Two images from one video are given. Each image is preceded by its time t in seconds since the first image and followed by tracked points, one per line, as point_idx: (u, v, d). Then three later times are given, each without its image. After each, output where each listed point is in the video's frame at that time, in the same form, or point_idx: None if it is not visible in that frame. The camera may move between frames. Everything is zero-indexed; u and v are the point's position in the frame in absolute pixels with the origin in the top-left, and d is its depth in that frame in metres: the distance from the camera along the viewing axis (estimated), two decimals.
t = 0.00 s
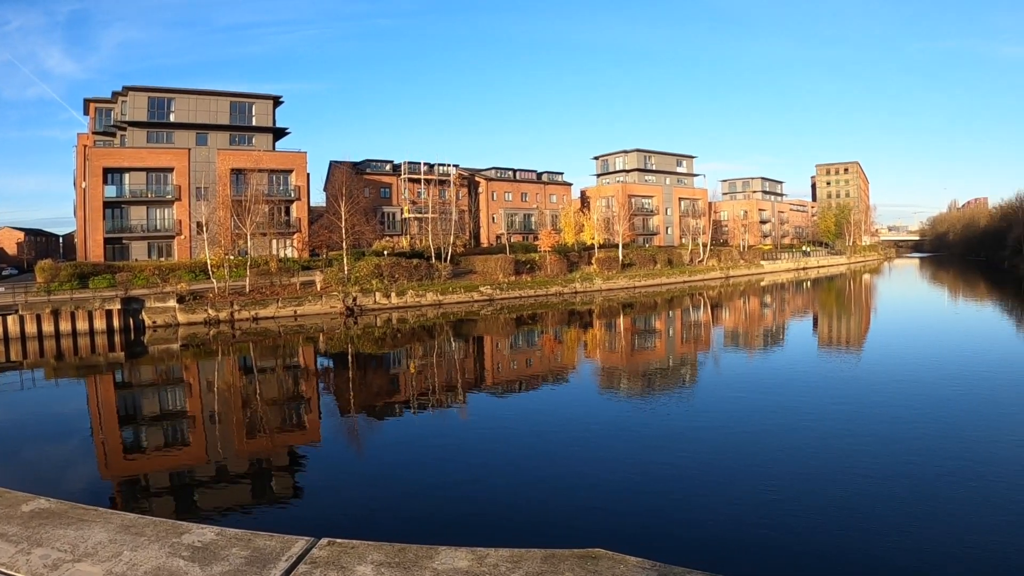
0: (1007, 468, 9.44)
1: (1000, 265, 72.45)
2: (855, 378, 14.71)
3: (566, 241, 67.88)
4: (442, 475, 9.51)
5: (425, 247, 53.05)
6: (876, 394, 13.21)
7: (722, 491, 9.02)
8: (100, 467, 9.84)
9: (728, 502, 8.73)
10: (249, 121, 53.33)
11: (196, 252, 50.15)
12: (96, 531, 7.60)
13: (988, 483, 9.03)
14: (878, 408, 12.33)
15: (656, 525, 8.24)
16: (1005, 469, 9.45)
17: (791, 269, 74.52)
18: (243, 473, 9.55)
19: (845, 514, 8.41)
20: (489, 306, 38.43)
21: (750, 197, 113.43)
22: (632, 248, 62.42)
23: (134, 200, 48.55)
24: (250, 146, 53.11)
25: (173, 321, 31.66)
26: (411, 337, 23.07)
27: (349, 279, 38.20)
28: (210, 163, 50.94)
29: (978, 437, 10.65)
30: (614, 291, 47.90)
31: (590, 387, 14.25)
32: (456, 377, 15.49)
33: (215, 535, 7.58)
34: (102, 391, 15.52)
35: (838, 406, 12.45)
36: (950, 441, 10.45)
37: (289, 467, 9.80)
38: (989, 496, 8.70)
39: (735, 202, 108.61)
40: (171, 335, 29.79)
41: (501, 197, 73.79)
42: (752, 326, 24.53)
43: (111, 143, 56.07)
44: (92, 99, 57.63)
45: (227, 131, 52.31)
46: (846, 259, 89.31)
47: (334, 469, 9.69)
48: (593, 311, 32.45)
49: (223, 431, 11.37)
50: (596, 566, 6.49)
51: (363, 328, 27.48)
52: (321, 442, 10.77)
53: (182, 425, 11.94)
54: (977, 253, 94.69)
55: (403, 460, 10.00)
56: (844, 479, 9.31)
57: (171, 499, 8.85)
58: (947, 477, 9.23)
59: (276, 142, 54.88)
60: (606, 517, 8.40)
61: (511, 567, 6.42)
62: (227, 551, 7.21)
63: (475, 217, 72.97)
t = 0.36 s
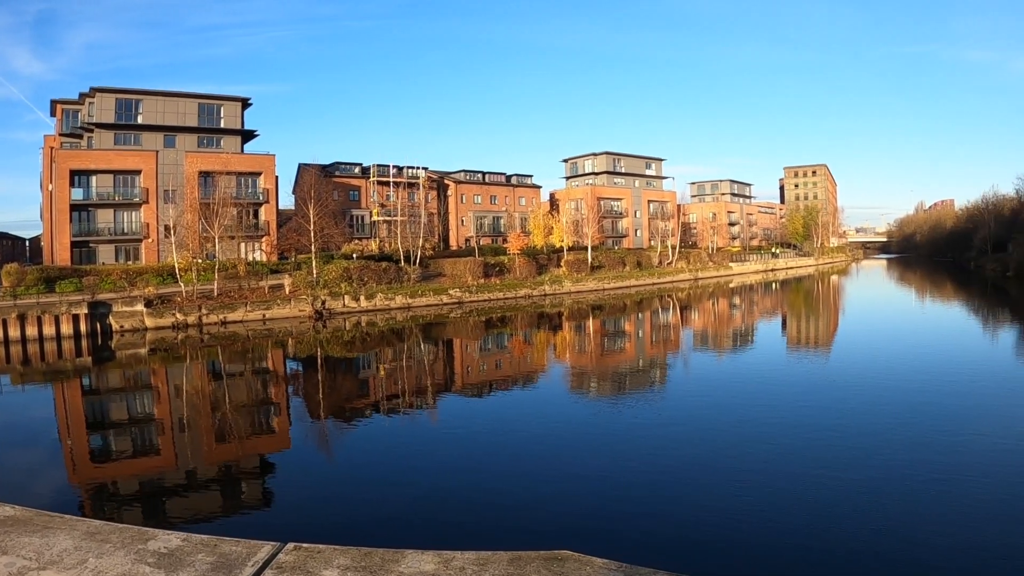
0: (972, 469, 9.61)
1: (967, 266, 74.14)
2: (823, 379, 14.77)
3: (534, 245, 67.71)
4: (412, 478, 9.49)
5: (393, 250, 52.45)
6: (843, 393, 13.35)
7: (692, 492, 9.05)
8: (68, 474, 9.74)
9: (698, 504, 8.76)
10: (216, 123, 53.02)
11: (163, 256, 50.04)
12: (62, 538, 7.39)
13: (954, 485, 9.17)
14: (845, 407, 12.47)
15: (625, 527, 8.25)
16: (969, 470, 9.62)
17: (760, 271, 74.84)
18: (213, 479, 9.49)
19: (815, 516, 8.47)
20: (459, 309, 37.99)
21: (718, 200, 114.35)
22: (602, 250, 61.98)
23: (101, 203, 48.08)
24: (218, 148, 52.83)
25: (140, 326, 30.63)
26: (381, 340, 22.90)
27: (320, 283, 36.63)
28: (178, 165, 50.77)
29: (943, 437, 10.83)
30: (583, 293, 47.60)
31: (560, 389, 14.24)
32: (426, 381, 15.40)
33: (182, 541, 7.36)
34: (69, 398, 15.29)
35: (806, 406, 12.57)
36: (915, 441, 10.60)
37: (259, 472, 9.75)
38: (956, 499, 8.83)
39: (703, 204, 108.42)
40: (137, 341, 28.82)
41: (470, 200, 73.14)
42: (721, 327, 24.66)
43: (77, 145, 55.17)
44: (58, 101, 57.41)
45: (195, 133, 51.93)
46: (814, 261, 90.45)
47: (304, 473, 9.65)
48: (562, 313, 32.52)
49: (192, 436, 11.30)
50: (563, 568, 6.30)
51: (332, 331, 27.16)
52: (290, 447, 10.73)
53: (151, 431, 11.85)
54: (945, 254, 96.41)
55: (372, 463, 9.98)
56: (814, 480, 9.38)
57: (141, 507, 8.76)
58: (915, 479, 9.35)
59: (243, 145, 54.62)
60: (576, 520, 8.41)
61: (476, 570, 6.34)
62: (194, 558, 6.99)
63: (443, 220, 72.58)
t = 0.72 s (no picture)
0: (936, 468, 9.79)
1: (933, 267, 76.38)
2: (791, 379, 14.82)
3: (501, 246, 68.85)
4: (382, 480, 9.49)
5: (361, 253, 52.07)
6: (809, 393, 13.52)
7: (662, 492, 9.09)
8: (34, 479, 9.66)
9: (669, 504, 8.81)
10: (184, 123, 52.62)
11: (129, 258, 49.45)
12: (23, 544, 7.08)
13: (920, 483, 9.33)
14: (810, 407, 12.65)
15: (596, 528, 8.26)
16: (933, 468, 9.80)
17: (727, 272, 75.42)
18: (180, 483, 9.43)
19: (785, 515, 8.53)
20: (424, 311, 38.20)
21: (685, 202, 115.57)
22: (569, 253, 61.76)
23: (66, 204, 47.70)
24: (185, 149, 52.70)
25: (106, 328, 30.11)
26: (349, 341, 22.84)
27: (286, 286, 35.95)
28: (144, 166, 50.43)
29: (906, 436, 11.03)
30: (550, 296, 47.51)
31: (530, 390, 14.25)
32: (394, 383, 15.37)
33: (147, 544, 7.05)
34: (33, 402, 15.17)
35: (772, 406, 12.71)
36: (877, 442, 10.75)
37: (227, 475, 9.71)
38: (922, 497, 8.98)
39: (671, 206, 109.38)
40: (103, 343, 28.33)
41: (438, 202, 73.22)
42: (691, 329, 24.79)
43: (42, 145, 54.61)
44: (23, 99, 56.67)
45: (162, 133, 51.64)
46: (780, 263, 91.85)
47: (270, 477, 9.62)
48: (530, 314, 32.74)
49: (159, 440, 11.24)
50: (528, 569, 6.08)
51: (299, 333, 27.00)
52: (258, 450, 10.70)
53: (117, 435, 11.79)
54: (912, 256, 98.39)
55: (338, 466, 9.96)
56: (783, 480, 9.46)
57: (108, 510, 8.71)
58: (882, 478, 9.49)
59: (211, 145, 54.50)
60: (546, 521, 8.42)
61: (442, 570, 6.28)
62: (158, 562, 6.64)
63: (409, 221, 72.35)
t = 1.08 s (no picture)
0: (900, 467, 9.95)
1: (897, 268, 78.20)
2: (756, 380, 14.90)
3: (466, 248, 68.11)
4: (349, 483, 9.49)
5: (326, 255, 51.59)
6: (774, 394, 13.67)
7: (630, 492, 9.14)
8: None
9: (638, 504, 8.83)
10: (148, 123, 52.30)
11: (92, 259, 48.86)
12: None
13: (886, 481, 9.46)
14: (775, 406, 12.78)
15: (564, 530, 8.27)
16: (894, 467, 9.97)
17: (693, 272, 75.83)
18: (144, 489, 9.35)
19: (754, 515, 8.58)
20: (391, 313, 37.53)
21: (651, 204, 116.13)
22: (534, 254, 62.14)
23: (28, 205, 47.03)
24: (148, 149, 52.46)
25: (68, 332, 29.01)
26: (314, 344, 22.76)
27: (251, 287, 35.52)
28: (108, 167, 50.10)
29: (871, 435, 11.20)
30: (515, 298, 47.33)
31: (495, 392, 14.24)
32: (359, 385, 15.31)
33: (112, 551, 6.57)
34: None
35: (735, 406, 12.84)
36: (840, 441, 10.89)
37: (192, 481, 9.64)
38: (889, 495, 9.09)
39: (637, 208, 109.98)
40: (67, 346, 27.21)
41: (403, 203, 73.06)
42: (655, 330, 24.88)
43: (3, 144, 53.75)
44: None
45: (126, 133, 51.28)
46: (745, 264, 93.29)
47: (236, 481, 9.58)
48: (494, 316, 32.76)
49: (123, 445, 11.15)
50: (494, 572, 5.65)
51: (263, 335, 26.71)
52: (223, 454, 10.63)
53: (80, 440, 11.68)
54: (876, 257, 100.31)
55: (303, 469, 9.94)
56: (747, 479, 9.54)
57: (73, 516, 8.62)
58: (848, 476, 9.60)
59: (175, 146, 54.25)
60: (515, 522, 8.43)
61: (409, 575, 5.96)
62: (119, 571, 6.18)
63: (375, 223, 71.90)
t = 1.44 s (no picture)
0: (868, 465, 10.07)
1: (863, 268, 79.61)
2: (723, 381, 14.97)
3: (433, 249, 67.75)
4: (315, 486, 9.44)
5: (292, 257, 51.06)
6: (743, 394, 13.76)
7: (598, 493, 9.13)
8: None
9: (606, 505, 8.82)
10: (113, 123, 52.11)
11: (56, 261, 48.29)
12: None
13: (853, 480, 9.57)
14: (744, 406, 12.85)
15: (531, 531, 8.25)
16: (861, 465, 10.06)
17: (659, 274, 75.71)
18: (110, 495, 9.26)
19: (721, 515, 8.59)
20: (358, 315, 36.48)
21: (618, 204, 115.68)
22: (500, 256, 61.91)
23: None
24: (113, 149, 52.14)
25: (32, 335, 27.36)
26: (280, 346, 22.54)
27: (218, 288, 35.32)
28: (73, 167, 49.93)
29: (840, 434, 11.29)
30: (482, 298, 46.93)
31: (462, 394, 14.23)
32: (327, 388, 15.21)
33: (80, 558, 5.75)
34: None
35: (702, 406, 12.91)
36: (807, 440, 10.99)
37: (158, 485, 9.56)
38: (856, 494, 9.16)
39: (604, 210, 109.79)
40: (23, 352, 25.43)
41: (370, 204, 72.75)
42: (621, 331, 24.97)
43: None
44: None
45: (90, 133, 50.92)
46: (712, 264, 94.42)
47: (203, 485, 9.53)
48: (462, 317, 32.69)
49: (90, 450, 11.03)
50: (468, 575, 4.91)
51: (229, 338, 26.36)
52: (189, 458, 10.55)
53: (44, 446, 11.56)
54: (842, 258, 101.88)
55: (271, 472, 9.89)
56: (716, 478, 9.58)
57: (38, 524, 8.49)
58: (815, 476, 9.65)
59: (141, 146, 53.97)
60: (482, 525, 8.39)
61: None
62: None
63: (341, 225, 71.52)
